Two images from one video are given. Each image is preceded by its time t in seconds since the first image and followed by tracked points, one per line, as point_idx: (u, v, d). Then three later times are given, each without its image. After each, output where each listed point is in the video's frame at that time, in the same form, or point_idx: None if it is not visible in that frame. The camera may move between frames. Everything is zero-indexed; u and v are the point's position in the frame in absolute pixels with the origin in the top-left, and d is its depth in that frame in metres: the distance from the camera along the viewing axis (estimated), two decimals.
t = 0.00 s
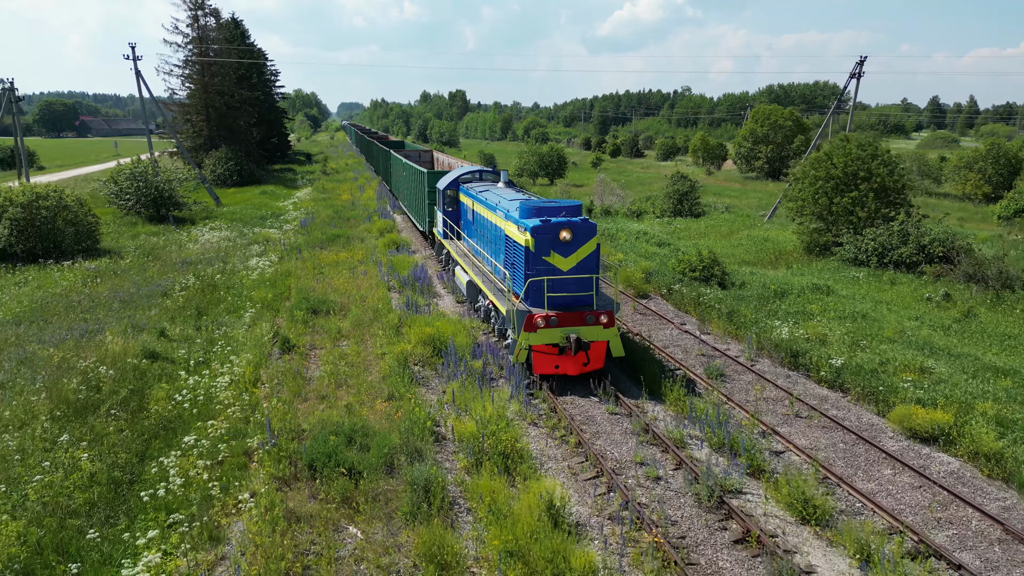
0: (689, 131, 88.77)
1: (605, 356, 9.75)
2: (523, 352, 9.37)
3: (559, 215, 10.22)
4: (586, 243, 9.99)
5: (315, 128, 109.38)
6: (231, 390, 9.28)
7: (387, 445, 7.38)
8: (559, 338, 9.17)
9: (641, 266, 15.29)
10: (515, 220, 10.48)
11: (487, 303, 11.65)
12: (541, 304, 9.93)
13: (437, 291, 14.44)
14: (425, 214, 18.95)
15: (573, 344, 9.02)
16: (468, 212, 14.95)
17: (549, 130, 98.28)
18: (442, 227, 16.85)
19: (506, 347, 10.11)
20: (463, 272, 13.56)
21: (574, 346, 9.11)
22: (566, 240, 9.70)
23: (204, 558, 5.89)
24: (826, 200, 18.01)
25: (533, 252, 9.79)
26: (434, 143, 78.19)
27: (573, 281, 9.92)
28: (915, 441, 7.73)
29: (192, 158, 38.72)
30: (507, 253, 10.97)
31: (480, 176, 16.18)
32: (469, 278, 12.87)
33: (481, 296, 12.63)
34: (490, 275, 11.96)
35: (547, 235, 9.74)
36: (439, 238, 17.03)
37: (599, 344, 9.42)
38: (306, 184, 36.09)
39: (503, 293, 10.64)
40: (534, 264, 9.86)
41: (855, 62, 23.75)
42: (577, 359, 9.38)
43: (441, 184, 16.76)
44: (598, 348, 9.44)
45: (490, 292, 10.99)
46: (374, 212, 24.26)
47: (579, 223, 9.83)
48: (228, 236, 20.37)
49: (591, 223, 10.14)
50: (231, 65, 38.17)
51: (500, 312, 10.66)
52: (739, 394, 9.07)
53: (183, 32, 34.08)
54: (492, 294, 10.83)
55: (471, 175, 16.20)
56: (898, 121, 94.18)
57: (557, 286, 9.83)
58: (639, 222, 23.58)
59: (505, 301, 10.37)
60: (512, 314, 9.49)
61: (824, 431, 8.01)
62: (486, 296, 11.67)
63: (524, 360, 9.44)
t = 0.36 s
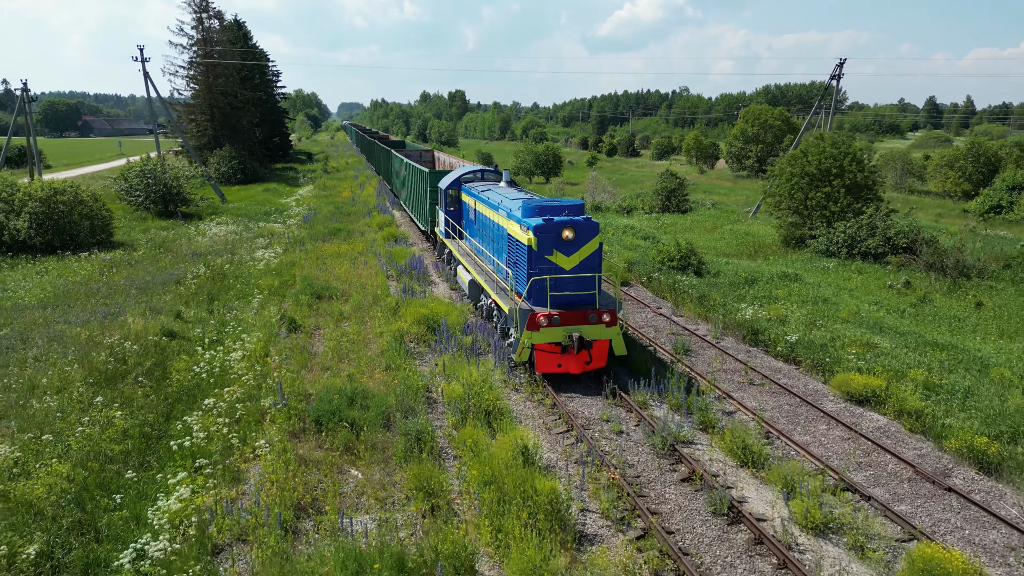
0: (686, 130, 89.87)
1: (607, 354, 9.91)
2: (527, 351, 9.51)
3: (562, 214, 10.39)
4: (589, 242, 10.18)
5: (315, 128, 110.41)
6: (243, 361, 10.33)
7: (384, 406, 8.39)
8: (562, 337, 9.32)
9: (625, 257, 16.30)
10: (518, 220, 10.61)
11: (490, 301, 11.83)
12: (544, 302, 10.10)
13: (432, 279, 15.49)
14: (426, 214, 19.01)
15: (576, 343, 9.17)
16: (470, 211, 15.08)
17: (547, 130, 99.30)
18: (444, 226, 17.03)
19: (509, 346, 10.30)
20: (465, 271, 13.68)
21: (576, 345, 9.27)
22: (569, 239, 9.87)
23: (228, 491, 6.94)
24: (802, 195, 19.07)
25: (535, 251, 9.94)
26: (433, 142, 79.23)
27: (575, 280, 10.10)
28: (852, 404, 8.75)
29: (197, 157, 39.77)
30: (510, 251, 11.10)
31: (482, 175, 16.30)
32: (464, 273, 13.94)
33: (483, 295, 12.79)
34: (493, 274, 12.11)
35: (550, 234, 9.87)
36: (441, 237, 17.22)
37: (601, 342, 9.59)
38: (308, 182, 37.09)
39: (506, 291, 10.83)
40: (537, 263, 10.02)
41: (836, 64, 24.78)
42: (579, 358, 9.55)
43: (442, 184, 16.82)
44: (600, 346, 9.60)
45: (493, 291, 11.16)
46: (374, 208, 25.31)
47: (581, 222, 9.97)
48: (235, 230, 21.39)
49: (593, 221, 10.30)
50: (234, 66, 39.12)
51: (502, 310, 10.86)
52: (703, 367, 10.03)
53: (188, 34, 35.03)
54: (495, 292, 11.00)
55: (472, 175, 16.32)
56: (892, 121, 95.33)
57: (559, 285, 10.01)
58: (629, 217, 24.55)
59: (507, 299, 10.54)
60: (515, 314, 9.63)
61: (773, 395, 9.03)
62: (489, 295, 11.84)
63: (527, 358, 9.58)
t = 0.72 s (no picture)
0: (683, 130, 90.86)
1: (609, 352, 9.92)
2: (529, 349, 9.54)
3: (564, 212, 10.43)
4: (591, 241, 10.19)
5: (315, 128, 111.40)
6: (254, 337, 11.37)
7: (381, 373, 9.40)
8: (564, 335, 9.34)
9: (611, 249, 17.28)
10: (520, 218, 10.62)
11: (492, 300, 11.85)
12: (546, 301, 10.13)
13: (428, 269, 16.49)
14: (428, 213, 19.15)
15: (578, 341, 9.19)
16: (472, 210, 15.09)
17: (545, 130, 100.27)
18: (445, 224, 17.13)
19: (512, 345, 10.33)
20: (468, 270, 13.69)
21: (579, 344, 9.27)
22: (571, 237, 9.90)
23: (246, 442, 7.93)
24: (780, 189, 20.08)
25: (538, 250, 9.94)
26: (432, 142, 80.23)
27: (577, 278, 10.11)
28: (802, 372, 9.78)
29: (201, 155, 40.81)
30: (513, 250, 11.10)
31: (484, 174, 16.26)
32: (462, 266, 14.89)
33: (486, 294, 12.78)
34: (495, 273, 12.14)
35: (553, 233, 9.87)
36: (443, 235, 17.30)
37: (603, 341, 9.60)
38: (309, 180, 38.09)
39: (508, 289, 10.86)
40: (540, 262, 10.01)
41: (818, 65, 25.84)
42: (581, 356, 9.56)
43: (443, 184, 16.91)
44: (603, 344, 9.62)
45: (495, 290, 11.17)
46: (374, 205, 26.35)
47: (584, 220, 9.96)
48: (241, 224, 22.40)
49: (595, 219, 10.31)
50: (238, 67, 40.08)
51: (504, 308, 10.86)
52: (672, 344, 11.03)
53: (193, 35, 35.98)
54: (497, 291, 11.04)
55: (474, 174, 16.37)
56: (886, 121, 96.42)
57: (561, 284, 10.03)
58: (619, 213, 25.51)
59: (509, 298, 10.54)
60: (517, 313, 9.65)
61: (732, 366, 10.06)
62: (491, 293, 11.84)
63: (530, 356, 9.62)
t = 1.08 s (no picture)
0: (680, 130, 91.89)
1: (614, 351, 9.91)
2: (534, 348, 9.56)
3: (569, 212, 10.54)
4: (596, 240, 10.22)
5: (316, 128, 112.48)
6: (264, 318, 12.40)
7: (381, 347, 10.42)
8: (569, 334, 9.34)
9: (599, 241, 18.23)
10: (525, 217, 10.68)
11: (496, 300, 11.84)
12: (551, 300, 10.15)
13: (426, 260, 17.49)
14: (431, 213, 19.14)
15: (583, 340, 9.18)
16: (476, 209, 15.15)
17: (543, 130, 101.24)
18: (449, 223, 17.09)
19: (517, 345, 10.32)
20: (471, 269, 13.67)
21: (583, 342, 9.26)
22: (576, 236, 9.97)
23: (261, 403, 8.94)
24: (761, 185, 21.05)
25: (543, 248, 9.96)
26: (432, 142, 81.23)
27: (582, 277, 10.14)
28: (763, 347, 10.77)
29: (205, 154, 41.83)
30: (517, 249, 11.13)
31: (488, 174, 16.26)
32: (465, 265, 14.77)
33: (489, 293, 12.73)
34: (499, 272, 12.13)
35: (558, 232, 9.91)
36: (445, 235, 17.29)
37: (608, 339, 9.60)
38: (311, 178, 39.08)
39: (513, 289, 10.87)
40: (545, 261, 10.03)
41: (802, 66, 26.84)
42: (586, 354, 9.55)
43: (446, 182, 16.91)
44: (607, 343, 9.61)
45: (499, 288, 11.18)
46: (374, 202, 27.35)
47: (589, 219, 10.01)
48: (246, 219, 23.41)
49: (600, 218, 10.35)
50: (241, 68, 40.99)
51: (508, 307, 10.87)
52: (648, 324, 11.98)
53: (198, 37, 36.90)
54: (501, 289, 11.04)
55: (477, 173, 16.35)
56: (881, 120, 97.42)
57: (566, 282, 10.07)
58: (610, 209, 26.47)
59: (513, 296, 10.58)
60: (522, 312, 9.67)
61: (700, 342, 11.08)
62: (495, 292, 11.83)
63: (534, 355, 9.63)
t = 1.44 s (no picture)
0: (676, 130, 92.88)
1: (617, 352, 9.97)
2: (538, 348, 9.60)
3: (573, 212, 10.57)
4: (601, 240, 10.24)
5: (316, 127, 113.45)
6: (273, 303, 13.38)
7: (381, 327, 11.43)
8: (573, 334, 9.38)
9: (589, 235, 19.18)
10: (529, 217, 10.72)
11: (500, 300, 11.85)
12: (555, 300, 10.21)
13: (424, 253, 18.53)
14: (433, 212, 19.07)
15: (587, 340, 9.20)
16: (478, 209, 15.19)
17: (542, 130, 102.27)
18: (452, 224, 17.04)
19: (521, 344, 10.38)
20: (474, 269, 13.69)
21: (587, 342, 9.29)
22: (580, 236, 9.98)
23: (273, 374, 9.94)
24: (744, 181, 22.06)
25: (547, 249, 9.99)
26: (431, 142, 82.19)
27: (586, 277, 10.17)
28: (731, 328, 11.76)
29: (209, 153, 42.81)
30: (521, 249, 11.17)
31: (490, 173, 16.26)
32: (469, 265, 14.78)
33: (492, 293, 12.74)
34: (502, 271, 12.15)
35: (562, 232, 9.96)
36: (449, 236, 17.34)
37: (611, 340, 9.64)
38: (312, 176, 40.08)
39: (517, 289, 10.93)
40: (549, 261, 10.07)
41: (786, 68, 27.87)
42: (590, 355, 9.58)
43: (449, 182, 16.84)
44: (612, 343, 9.63)
45: (503, 288, 11.24)
46: (375, 199, 28.30)
47: (593, 219, 10.03)
48: (251, 215, 24.38)
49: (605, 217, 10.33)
50: (244, 69, 41.95)
51: (513, 307, 10.91)
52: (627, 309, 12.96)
53: (202, 39, 37.83)
54: (505, 290, 11.09)
55: (480, 173, 16.29)
56: (876, 120, 98.46)
57: (570, 282, 10.12)
58: (602, 206, 27.46)
59: (518, 296, 10.64)
60: (527, 312, 9.73)
61: (673, 324, 12.06)
62: (499, 293, 11.86)
63: (538, 355, 9.67)
